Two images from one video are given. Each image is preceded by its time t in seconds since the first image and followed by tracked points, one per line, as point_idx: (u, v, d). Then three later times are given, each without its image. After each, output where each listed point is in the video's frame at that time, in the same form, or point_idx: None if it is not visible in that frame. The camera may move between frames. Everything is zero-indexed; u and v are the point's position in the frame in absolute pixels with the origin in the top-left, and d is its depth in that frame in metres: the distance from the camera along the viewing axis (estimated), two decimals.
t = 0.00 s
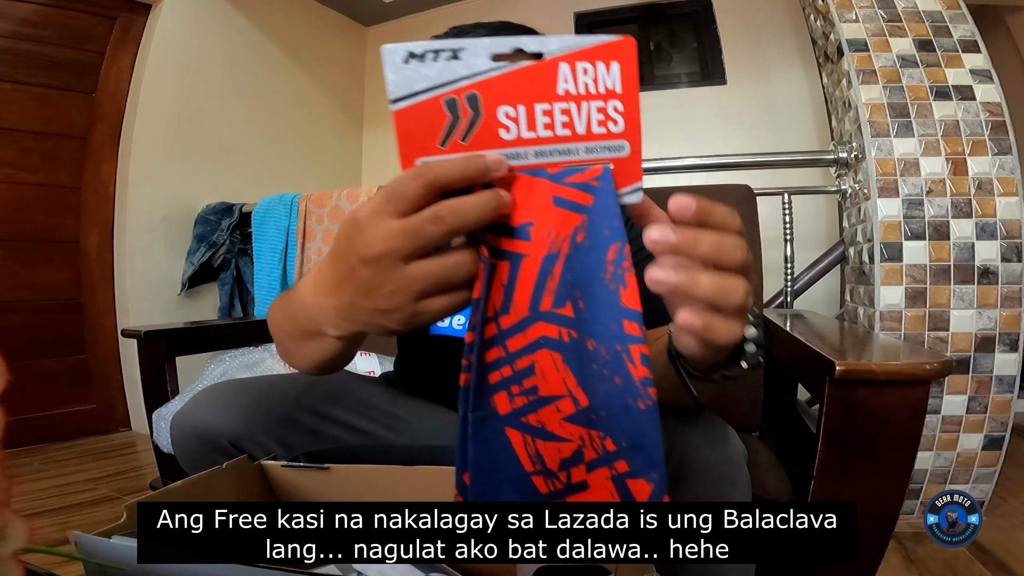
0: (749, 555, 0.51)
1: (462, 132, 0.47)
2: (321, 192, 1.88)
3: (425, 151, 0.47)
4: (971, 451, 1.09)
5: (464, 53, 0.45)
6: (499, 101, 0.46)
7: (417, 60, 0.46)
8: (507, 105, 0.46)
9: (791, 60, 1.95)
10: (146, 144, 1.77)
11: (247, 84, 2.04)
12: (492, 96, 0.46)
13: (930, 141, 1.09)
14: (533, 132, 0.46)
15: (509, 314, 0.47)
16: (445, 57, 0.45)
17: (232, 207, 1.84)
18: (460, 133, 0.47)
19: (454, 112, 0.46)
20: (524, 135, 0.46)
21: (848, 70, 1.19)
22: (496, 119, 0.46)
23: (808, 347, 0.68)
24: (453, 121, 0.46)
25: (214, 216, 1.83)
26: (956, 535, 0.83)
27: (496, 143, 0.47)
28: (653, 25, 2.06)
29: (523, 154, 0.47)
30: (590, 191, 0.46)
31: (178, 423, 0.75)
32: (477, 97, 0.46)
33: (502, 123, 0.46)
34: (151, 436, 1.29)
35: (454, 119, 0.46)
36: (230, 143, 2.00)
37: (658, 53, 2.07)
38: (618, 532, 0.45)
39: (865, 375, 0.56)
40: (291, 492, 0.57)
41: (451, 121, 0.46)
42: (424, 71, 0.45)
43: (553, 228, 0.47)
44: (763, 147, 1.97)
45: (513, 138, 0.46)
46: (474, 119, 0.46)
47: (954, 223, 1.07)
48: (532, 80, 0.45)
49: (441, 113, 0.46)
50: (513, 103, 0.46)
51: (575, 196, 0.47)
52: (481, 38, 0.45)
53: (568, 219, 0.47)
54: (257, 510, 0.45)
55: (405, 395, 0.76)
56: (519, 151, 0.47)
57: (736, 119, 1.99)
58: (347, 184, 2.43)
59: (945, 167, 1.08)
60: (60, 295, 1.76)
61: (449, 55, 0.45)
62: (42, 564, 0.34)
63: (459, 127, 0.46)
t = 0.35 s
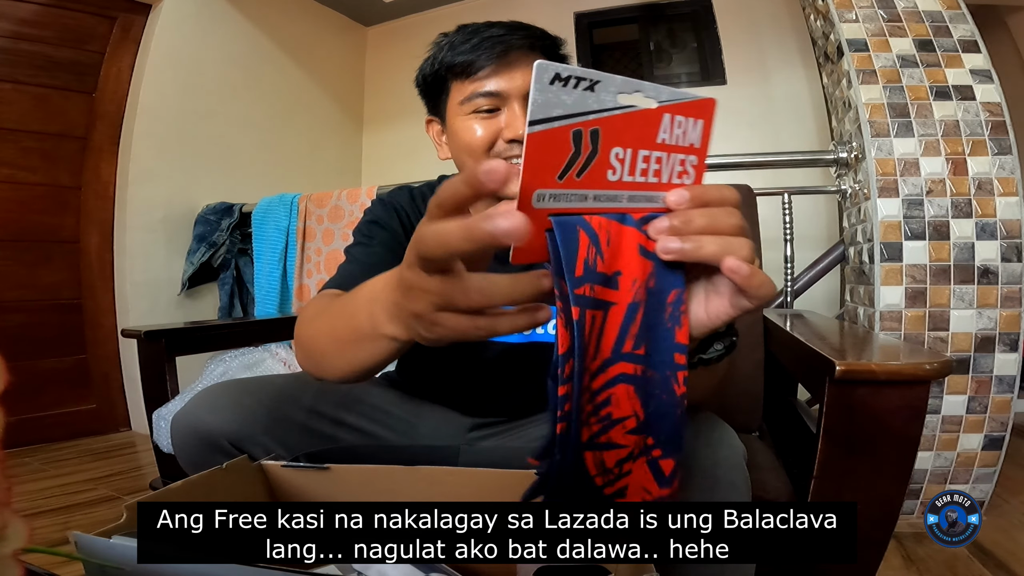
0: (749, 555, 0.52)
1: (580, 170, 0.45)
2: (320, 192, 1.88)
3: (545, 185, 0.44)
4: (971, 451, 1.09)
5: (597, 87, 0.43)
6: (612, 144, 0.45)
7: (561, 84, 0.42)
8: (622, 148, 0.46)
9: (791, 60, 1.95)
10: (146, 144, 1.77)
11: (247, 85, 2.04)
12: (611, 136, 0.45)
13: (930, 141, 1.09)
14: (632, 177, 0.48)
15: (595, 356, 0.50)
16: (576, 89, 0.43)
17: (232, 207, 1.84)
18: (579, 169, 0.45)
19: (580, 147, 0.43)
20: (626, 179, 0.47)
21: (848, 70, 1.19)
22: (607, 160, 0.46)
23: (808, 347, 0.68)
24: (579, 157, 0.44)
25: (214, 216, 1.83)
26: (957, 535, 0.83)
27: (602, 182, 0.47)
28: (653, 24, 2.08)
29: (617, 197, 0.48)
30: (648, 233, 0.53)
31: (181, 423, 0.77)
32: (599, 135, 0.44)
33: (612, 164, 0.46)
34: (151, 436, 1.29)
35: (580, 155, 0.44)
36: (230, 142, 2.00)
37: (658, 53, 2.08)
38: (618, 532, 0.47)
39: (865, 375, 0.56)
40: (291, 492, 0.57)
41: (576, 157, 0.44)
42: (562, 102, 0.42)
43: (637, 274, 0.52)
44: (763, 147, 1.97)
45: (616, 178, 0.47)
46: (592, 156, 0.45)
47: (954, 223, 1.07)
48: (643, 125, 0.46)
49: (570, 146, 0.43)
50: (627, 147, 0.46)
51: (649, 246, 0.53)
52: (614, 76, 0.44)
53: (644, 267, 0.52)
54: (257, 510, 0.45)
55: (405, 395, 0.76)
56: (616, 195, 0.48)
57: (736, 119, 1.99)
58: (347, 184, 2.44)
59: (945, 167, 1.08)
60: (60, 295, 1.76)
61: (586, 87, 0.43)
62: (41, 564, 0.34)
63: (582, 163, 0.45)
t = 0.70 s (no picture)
0: (748, 555, 0.52)
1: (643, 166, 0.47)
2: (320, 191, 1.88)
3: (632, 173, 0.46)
4: (971, 451, 1.09)
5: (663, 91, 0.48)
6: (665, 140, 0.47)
7: (669, 66, 0.45)
8: (678, 145, 0.49)
9: (791, 60, 1.95)
10: (146, 144, 1.77)
11: (247, 85, 2.04)
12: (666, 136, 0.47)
13: (930, 141, 1.09)
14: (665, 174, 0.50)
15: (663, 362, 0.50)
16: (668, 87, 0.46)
17: (232, 207, 1.84)
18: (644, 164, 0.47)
19: (664, 127, 0.45)
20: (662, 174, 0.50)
21: (847, 70, 1.19)
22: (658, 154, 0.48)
23: (808, 347, 0.68)
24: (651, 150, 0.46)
25: (214, 216, 1.83)
26: (957, 535, 0.83)
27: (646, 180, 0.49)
28: (654, 24, 2.09)
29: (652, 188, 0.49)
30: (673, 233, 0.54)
31: (180, 423, 0.76)
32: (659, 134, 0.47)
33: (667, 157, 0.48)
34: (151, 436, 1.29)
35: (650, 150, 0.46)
36: (230, 142, 2.00)
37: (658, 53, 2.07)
38: (618, 532, 0.46)
39: (865, 375, 0.56)
40: (292, 493, 0.57)
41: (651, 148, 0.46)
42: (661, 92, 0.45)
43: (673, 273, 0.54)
44: (763, 147, 1.97)
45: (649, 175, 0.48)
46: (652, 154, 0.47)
47: (954, 223, 1.07)
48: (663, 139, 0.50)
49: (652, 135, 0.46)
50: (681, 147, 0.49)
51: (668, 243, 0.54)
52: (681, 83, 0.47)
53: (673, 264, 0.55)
54: (256, 510, 0.45)
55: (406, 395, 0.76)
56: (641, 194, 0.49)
57: (736, 119, 1.99)
58: (347, 183, 2.44)
59: (945, 167, 1.08)
60: (60, 295, 1.76)
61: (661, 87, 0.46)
62: (42, 563, 0.34)
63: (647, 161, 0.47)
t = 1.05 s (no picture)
0: (749, 555, 0.52)
1: (553, 159, 0.44)
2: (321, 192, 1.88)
3: (610, 137, 0.44)
4: (971, 451, 1.09)
5: (362, 139, 0.44)
6: (475, 155, 0.44)
7: (370, 134, 0.44)
8: (475, 160, 0.44)
9: (791, 60, 1.95)
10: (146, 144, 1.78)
11: (247, 85, 2.04)
12: (464, 152, 0.44)
13: (930, 141, 1.09)
14: (510, 181, 0.45)
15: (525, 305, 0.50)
16: (473, 95, 0.42)
17: (232, 206, 1.84)
18: (553, 155, 0.44)
19: (425, 178, 0.46)
20: (501, 186, 0.45)
21: (847, 70, 1.19)
22: (515, 149, 0.44)
23: (808, 347, 0.68)
24: (558, 128, 0.43)
25: (214, 216, 1.82)
26: (956, 535, 0.83)
27: (470, 200, 0.47)
28: (654, 24, 2.09)
29: (504, 203, 0.46)
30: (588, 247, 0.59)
31: (179, 423, 0.76)
32: (447, 160, 0.45)
33: (475, 178, 0.45)
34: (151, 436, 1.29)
35: (568, 127, 0.43)
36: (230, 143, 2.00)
37: (658, 53, 2.11)
38: (618, 532, 0.46)
39: (865, 375, 0.56)
40: (292, 493, 0.57)
41: (562, 125, 0.43)
42: (495, 89, 0.42)
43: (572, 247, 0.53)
44: (763, 148, 1.97)
45: (498, 189, 0.46)
46: (446, 181, 0.46)
47: (954, 223, 1.07)
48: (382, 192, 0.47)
49: (523, 127, 0.43)
50: (482, 158, 0.44)
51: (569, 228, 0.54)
52: (428, 98, 0.42)
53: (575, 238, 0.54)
54: (257, 510, 0.45)
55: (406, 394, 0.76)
56: (502, 203, 0.47)
57: (736, 119, 1.99)
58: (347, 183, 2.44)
59: (945, 167, 1.08)
60: (60, 295, 1.76)
61: (400, 124, 0.44)
62: (42, 564, 0.34)
63: (568, 146, 0.44)
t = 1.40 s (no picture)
0: (748, 555, 0.52)
1: (531, 102, 0.43)
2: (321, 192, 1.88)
3: (583, 88, 0.43)
4: (971, 451, 1.09)
5: (357, 68, 0.45)
6: (458, 91, 0.44)
7: (366, 62, 0.45)
8: (460, 96, 0.44)
9: (791, 60, 1.95)
10: (146, 143, 1.78)
11: (247, 84, 2.04)
12: (450, 87, 0.44)
13: (930, 141, 1.09)
14: (489, 120, 0.44)
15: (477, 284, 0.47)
16: (468, 37, 0.43)
17: (232, 207, 1.84)
18: (531, 99, 0.43)
19: (409, 109, 0.45)
20: (480, 123, 0.44)
21: (847, 70, 1.19)
22: (495, 89, 0.43)
23: (808, 347, 0.68)
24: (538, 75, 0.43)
25: (214, 216, 1.83)
26: (956, 535, 0.83)
27: (447, 136, 0.45)
28: (654, 24, 2.09)
29: (480, 142, 0.45)
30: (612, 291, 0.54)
31: (179, 423, 0.75)
32: (431, 94, 0.44)
33: (458, 114, 0.44)
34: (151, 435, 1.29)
35: (547, 74, 0.43)
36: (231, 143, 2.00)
37: (658, 53, 2.10)
38: (618, 532, 0.45)
39: (865, 375, 0.56)
40: (292, 493, 0.57)
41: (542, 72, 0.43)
42: (486, 34, 0.43)
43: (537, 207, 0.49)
44: (763, 148, 1.97)
45: (475, 126, 0.44)
46: (428, 114, 0.45)
47: (954, 223, 1.07)
48: (361, 121, 0.46)
49: (507, 68, 0.43)
50: (466, 93, 0.44)
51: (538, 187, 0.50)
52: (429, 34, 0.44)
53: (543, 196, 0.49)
54: (256, 510, 0.45)
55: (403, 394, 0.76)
56: (479, 141, 0.45)
57: (736, 119, 1.99)
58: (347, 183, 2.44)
59: (945, 167, 1.08)
60: (60, 295, 1.76)
61: (398, 57, 0.45)
62: (42, 563, 0.34)
63: (545, 92, 0.43)
